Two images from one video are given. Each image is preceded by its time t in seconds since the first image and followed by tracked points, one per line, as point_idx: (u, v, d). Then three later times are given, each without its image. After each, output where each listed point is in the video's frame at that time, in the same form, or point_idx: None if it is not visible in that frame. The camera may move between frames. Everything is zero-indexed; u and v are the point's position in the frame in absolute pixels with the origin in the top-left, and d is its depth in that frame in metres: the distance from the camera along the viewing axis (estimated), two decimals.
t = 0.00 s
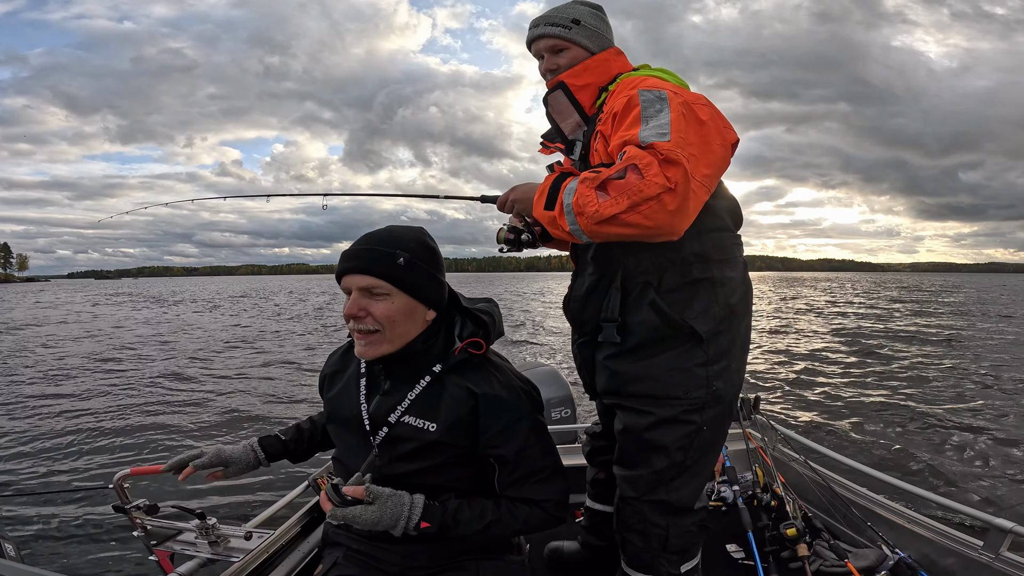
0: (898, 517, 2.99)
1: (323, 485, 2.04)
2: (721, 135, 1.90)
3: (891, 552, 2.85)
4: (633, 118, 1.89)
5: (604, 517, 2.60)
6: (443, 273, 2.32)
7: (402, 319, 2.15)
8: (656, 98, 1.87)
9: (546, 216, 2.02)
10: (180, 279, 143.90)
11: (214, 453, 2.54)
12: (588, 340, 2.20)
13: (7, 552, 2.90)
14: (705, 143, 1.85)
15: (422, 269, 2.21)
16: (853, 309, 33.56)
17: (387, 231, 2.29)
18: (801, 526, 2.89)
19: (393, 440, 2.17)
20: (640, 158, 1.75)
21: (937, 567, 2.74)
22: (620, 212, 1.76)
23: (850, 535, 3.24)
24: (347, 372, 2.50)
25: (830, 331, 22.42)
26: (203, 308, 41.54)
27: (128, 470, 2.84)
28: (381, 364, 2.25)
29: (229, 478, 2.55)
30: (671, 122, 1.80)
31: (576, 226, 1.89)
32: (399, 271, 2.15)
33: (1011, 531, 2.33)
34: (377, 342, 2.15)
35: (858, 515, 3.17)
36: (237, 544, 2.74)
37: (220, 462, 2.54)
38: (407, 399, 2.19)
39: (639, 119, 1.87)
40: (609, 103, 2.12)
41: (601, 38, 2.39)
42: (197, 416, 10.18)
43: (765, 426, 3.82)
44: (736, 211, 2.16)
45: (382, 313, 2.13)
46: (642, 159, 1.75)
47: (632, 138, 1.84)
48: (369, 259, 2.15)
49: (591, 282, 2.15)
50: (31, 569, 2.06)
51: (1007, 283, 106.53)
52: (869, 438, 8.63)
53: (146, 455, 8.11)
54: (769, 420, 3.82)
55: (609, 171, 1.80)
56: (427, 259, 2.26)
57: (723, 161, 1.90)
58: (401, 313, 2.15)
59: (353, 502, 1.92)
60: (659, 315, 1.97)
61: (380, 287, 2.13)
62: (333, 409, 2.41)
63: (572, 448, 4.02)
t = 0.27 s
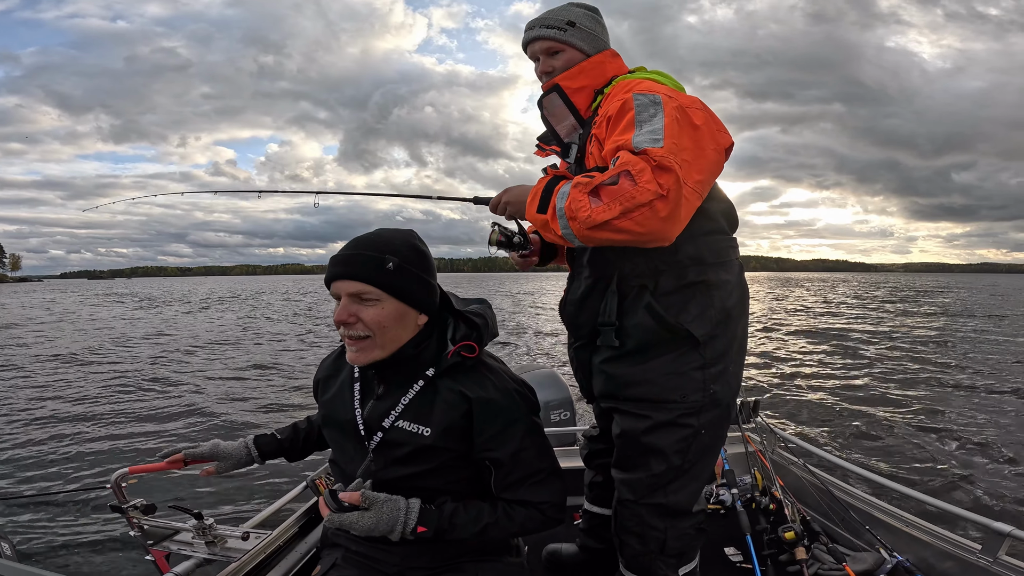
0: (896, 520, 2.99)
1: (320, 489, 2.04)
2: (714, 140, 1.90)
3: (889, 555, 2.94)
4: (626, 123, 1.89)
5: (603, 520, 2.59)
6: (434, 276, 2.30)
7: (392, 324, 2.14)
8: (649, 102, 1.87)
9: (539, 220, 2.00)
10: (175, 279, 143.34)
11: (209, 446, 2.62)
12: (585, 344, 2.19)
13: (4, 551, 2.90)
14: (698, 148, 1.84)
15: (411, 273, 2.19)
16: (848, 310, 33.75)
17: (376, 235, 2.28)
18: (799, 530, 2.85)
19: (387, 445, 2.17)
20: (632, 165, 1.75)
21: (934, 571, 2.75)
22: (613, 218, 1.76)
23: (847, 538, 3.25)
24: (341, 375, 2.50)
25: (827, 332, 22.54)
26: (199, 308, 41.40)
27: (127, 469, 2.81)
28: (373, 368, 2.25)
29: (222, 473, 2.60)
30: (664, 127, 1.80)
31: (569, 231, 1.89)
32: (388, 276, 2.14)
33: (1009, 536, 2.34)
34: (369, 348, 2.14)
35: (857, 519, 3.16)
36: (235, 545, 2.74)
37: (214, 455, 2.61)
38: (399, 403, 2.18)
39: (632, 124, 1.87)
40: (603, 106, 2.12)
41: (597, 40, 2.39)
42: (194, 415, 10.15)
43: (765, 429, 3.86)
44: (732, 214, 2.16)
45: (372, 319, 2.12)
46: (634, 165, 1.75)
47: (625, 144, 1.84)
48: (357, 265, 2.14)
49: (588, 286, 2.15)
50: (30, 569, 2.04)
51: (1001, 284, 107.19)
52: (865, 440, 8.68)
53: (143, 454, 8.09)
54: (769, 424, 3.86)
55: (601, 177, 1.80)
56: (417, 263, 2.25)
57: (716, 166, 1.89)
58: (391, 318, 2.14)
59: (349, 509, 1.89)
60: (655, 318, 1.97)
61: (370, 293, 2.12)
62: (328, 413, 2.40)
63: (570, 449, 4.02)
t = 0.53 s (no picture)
0: (896, 519, 3.00)
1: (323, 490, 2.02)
2: (712, 140, 1.90)
3: (890, 552, 2.92)
4: (624, 125, 1.89)
5: (604, 519, 2.59)
6: (437, 277, 2.30)
7: (396, 326, 2.14)
8: (648, 105, 1.87)
9: (540, 224, 2.01)
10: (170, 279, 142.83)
11: (206, 445, 2.59)
12: (586, 343, 2.19)
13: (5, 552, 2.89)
14: (696, 150, 1.84)
15: (414, 274, 2.19)
16: (845, 310, 33.91)
17: (378, 236, 2.27)
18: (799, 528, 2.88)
19: (390, 445, 2.16)
20: (631, 167, 1.75)
21: (934, 569, 2.76)
22: (613, 220, 1.76)
23: (847, 537, 3.26)
24: (343, 375, 2.49)
25: (824, 331, 22.63)
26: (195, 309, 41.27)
27: (128, 470, 2.78)
28: (376, 369, 2.24)
29: (220, 473, 2.56)
30: (662, 129, 1.80)
31: (570, 234, 1.89)
32: (391, 277, 2.13)
33: (1008, 534, 2.35)
34: (372, 349, 2.14)
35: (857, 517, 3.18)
36: (235, 546, 2.74)
37: (212, 454, 2.58)
38: (402, 404, 2.18)
39: (630, 127, 1.87)
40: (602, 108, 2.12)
41: (596, 43, 2.39)
42: (192, 416, 10.11)
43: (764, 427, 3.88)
44: (730, 214, 2.17)
45: (376, 320, 2.11)
46: (633, 168, 1.75)
47: (624, 146, 1.84)
48: (360, 265, 2.13)
49: (589, 286, 2.15)
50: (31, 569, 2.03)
51: (995, 283, 107.85)
52: (863, 440, 8.71)
53: (143, 455, 8.08)
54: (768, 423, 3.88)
55: (601, 180, 1.80)
56: (421, 263, 2.24)
57: (714, 167, 1.89)
58: (395, 319, 2.13)
59: (353, 508, 1.89)
60: (655, 317, 1.97)
61: (373, 294, 2.12)
62: (329, 413, 2.39)
63: (572, 449, 4.02)
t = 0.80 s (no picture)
0: (897, 515, 3.01)
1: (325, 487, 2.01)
2: (710, 138, 1.90)
3: (890, 550, 2.88)
4: (624, 124, 1.89)
5: (604, 516, 2.59)
6: (440, 275, 2.29)
7: (398, 324, 2.13)
8: (647, 104, 1.87)
9: (542, 222, 2.00)
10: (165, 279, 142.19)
11: (207, 446, 2.58)
12: (586, 339, 2.20)
13: (6, 552, 2.88)
14: (694, 147, 1.84)
15: (418, 272, 2.18)
16: (843, 309, 34.01)
17: (381, 233, 2.26)
18: (799, 526, 2.93)
19: (392, 441, 2.16)
20: (632, 165, 1.75)
21: (934, 566, 2.77)
22: (615, 218, 1.76)
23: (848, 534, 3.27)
24: (343, 373, 2.48)
25: (822, 330, 22.69)
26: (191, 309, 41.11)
27: (127, 471, 2.74)
28: (378, 366, 2.24)
29: (220, 473, 2.56)
30: (661, 128, 1.81)
31: (573, 233, 1.89)
32: (395, 274, 2.12)
33: (1008, 530, 2.36)
34: (375, 347, 2.14)
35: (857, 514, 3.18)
36: (236, 545, 2.74)
37: (212, 454, 2.57)
38: (405, 400, 2.17)
39: (629, 126, 1.87)
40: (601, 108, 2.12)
41: (592, 46, 2.39)
42: (189, 416, 10.07)
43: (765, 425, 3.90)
44: (727, 211, 2.17)
45: (380, 318, 2.11)
46: (635, 165, 1.75)
47: (625, 144, 1.84)
48: (364, 262, 2.13)
49: (588, 283, 2.15)
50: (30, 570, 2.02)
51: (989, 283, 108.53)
52: (861, 438, 8.73)
53: (142, 455, 8.05)
54: (768, 420, 3.90)
55: (603, 178, 1.80)
56: (424, 260, 2.24)
57: (713, 165, 1.90)
58: (397, 317, 2.13)
59: (354, 504, 1.91)
60: (654, 312, 1.97)
61: (377, 291, 2.11)
62: (331, 411, 2.38)
63: (572, 448, 4.01)
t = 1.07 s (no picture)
0: (896, 514, 3.02)
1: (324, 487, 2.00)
2: (708, 136, 1.90)
3: (890, 550, 2.89)
4: (622, 123, 1.89)
5: (603, 516, 2.59)
6: (437, 275, 2.29)
7: (396, 323, 2.12)
8: (645, 102, 1.87)
9: (541, 222, 2.00)
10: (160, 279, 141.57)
11: (206, 446, 2.58)
12: (584, 337, 2.20)
13: (5, 553, 2.87)
14: (693, 145, 1.84)
15: (415, 272, 2.17)
16: (839, 309, 34.14)
17: (378, 233, 2.25)
18: (798, 525, 2.96)
19: (390, 442, 2.15)
20: (631, 163, 1.75)
21: (934, 564, 2.78)
22: (615, 216, 1.76)
23: (848, 533, 3.28)
24: (342, 373, 2.47)
25: (819, 330, 22.78)
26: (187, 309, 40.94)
27: (127, 471, 2.72)
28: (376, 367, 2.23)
29: (218, 472, 2.54)
30: (660, 126, 1.80)
31: (572, 232, 1.88)
32: (392, 274, 2.12)
33: (1007, 529, 2.38)
34: (373, 347, 2.12)
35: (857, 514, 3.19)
36: (236, 546, 2.75)
37: (212, 454, 2.57)
38: (403, 401, 2.16)
39: (628, 124, 1.87)
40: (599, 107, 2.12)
41: (591, 45, 2.39)
42: (186, 417, 10.04)
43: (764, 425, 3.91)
44: (724, 210, 2.17)
45: (377, 318, 2.10)
46: (634, 163, 1.75)
47: (624, 143, 1.84)
48: (361, 262, 2.12)
49: (586, 281, 2.15)
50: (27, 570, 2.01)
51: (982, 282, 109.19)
52: (858, 437, 8.76)
53: (139, 455, 8.03)
54: (767, 420, 3.91)
55: (602, 176, 1.80)
56: (421, 260, 2.23)
57: (711, 162, 1.90)
58: (395, 316, 2.12)
59: (351, 506, 1.90)
60: (653, 310, 1.97)
61: (374, 291, 2.10)
62: (329, 411, 2.37)
63: (571, 447, 4.01)
